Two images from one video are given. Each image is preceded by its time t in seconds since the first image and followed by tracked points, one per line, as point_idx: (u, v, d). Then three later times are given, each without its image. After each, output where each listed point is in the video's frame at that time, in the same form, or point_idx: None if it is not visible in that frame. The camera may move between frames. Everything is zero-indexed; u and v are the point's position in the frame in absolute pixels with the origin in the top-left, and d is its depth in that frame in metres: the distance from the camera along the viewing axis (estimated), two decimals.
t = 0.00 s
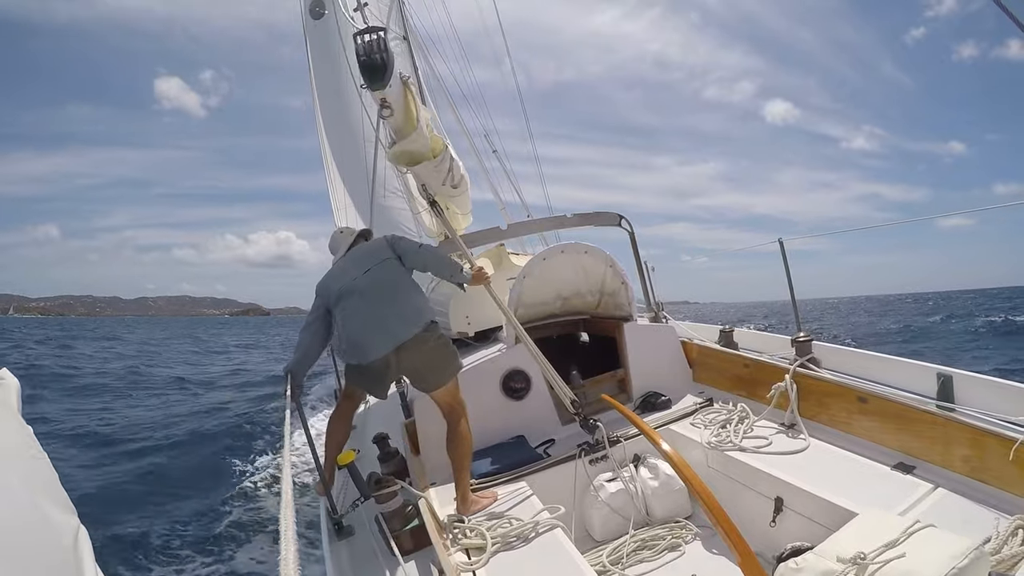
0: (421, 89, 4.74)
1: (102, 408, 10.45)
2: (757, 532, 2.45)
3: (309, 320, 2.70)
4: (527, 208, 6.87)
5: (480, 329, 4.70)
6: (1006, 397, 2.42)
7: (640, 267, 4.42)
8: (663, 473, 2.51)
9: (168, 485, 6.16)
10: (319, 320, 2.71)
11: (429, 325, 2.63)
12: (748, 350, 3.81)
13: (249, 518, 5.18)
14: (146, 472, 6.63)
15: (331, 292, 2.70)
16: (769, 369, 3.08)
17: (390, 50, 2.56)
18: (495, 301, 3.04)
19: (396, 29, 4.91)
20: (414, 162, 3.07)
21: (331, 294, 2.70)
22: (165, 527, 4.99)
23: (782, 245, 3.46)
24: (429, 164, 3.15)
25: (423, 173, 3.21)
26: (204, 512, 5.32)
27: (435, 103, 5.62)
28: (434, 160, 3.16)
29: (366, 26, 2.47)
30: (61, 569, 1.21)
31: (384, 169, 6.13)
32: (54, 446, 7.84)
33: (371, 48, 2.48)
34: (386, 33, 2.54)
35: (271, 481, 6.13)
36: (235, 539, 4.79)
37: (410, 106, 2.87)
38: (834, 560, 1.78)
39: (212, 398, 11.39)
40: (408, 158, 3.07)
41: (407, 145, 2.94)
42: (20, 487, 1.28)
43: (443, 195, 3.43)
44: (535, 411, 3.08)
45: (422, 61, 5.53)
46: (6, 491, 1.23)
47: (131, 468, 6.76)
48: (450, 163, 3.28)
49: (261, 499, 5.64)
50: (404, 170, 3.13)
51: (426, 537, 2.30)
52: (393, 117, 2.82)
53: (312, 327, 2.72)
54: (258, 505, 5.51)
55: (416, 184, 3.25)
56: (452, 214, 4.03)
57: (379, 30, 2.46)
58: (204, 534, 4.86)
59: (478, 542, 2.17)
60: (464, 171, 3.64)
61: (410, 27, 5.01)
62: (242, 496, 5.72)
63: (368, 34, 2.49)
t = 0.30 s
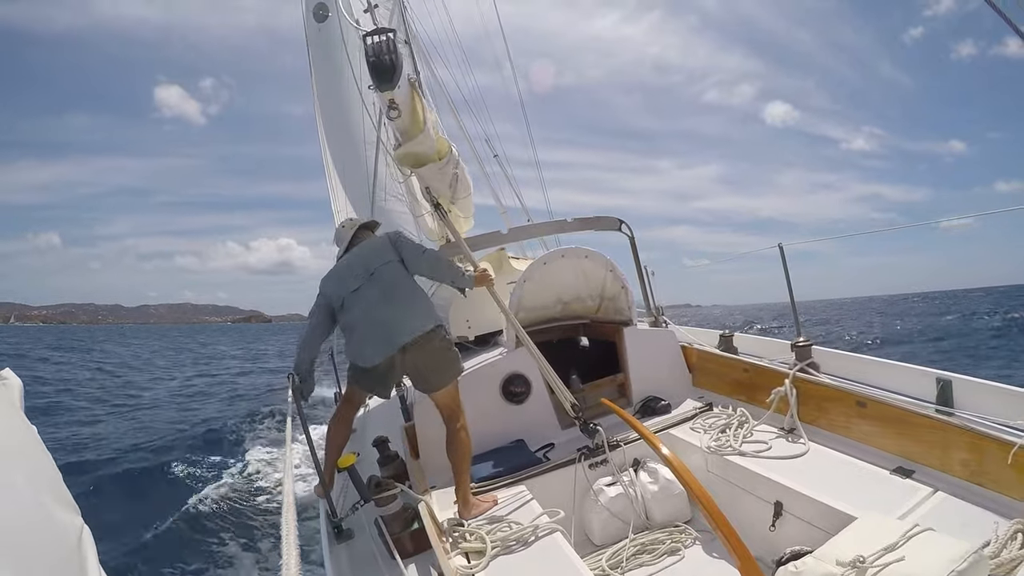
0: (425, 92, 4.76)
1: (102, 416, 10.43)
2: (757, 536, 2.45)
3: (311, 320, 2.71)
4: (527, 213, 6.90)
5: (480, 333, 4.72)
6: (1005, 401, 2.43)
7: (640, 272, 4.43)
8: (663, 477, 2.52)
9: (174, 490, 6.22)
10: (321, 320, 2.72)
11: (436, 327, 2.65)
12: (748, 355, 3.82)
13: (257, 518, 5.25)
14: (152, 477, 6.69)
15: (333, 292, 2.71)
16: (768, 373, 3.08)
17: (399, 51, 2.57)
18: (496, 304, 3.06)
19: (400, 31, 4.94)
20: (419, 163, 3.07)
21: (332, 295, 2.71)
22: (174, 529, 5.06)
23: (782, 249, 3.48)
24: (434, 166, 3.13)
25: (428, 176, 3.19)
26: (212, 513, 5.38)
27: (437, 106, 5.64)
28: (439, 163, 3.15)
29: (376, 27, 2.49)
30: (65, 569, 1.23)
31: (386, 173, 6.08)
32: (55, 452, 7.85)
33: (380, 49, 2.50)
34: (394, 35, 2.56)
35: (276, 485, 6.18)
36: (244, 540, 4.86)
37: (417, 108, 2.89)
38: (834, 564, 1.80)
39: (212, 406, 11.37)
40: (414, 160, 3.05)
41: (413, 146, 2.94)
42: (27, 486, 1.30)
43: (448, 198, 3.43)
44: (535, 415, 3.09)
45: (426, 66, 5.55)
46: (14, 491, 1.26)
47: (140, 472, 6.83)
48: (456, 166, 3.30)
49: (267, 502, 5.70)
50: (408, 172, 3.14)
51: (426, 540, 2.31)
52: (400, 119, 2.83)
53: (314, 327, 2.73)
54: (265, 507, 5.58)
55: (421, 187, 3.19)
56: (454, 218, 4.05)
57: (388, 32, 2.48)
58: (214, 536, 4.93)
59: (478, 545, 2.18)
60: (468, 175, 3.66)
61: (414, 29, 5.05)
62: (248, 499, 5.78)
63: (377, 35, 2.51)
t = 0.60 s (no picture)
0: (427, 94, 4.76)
1: (101, 416, 10.42)
2: (756, 539, 2.45)
3: (311, 306, 2.65)
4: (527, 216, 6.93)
5: (479, 336, 4.71)
6: (1004, 405, 2.44)
7: (640, 276, 4.43)
8: (663, 480, 2.52)
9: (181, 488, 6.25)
10: (322, 305, 2.65)
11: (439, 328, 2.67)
12: (747, 359, 3.83)
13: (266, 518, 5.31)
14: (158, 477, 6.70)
15: (334, 278, 2.65)
16: (768, 376, 3.08)
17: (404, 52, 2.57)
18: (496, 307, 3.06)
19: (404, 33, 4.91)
20: (421, 165, 3.03)
21: (334, 281, 2.66)
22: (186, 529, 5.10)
23: (783, 252, 3.49)
24: (437, 167, 3.09)
25: (429, 177, 3.16)
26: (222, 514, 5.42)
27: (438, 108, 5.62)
28: (440, 164, 3.10)
29: (381, 29, 2.49)
30: (68, 569, 1.23)
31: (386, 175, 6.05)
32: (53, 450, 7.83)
33: (385, 49, 2.49)
34: (400, 36, 2.56)
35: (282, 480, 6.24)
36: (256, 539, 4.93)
37: (420, 109, 2.86)
38: (834, 566, 1.81)
39: (210, 405, 11.35)
40: (415, 161, 3.03)
41: (416, 147, 2.91)
42: (29, 485, 1.30)
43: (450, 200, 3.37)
44: (534, 418, 3.09)
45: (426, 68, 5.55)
46: (17, 490, 1.26)
47: (139, 472, 6.82)
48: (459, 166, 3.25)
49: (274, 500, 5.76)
50: (409, 173, 3.10)
51: (425, 543, 2.31)
52: (403, 120, 2.82)
53: (314, 313, 2.66)
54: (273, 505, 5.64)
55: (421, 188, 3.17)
56: (454, 220, 4.05)
57: (394, 33, 2.47)
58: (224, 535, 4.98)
59: (478, 548, 2.18)
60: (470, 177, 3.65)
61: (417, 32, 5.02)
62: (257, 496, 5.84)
63: (382, 36, 2.50)
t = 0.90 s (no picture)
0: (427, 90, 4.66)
1: (101, 403, 10.42)
2: (757, 539, 2.46)
3: (323, 287, 2.56)
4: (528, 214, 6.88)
5: (479, 334, 4.69)
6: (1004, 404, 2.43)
7: (641, 273, 4.41)
8: (663, 479, 2.51)
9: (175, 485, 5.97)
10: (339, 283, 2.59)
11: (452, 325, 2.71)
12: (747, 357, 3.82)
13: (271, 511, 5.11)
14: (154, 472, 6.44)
15: (349, 260, 2.58)
16: (769, 376, 3.08)
17: (407, 50, 2.54)
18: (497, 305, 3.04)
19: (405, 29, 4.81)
20: (424, 163, 3.00)
21: (347, 263, 2.58)
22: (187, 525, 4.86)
23: (784, 252, 3.48)
24: (440, 165, 3.03)
25: (431, 176, 3.10)
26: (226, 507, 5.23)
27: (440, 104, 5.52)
28: (443, 162, 3.05)
29: (383, 26, 2.46)
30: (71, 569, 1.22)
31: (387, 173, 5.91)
32: (52, 442, 7.81)
33: (388, 47, 2.46)
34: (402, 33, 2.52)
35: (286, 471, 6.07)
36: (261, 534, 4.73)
37: (423, 107, 2.82)
38: (834, 565, 1.82)
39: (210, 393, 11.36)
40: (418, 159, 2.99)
41: (418, 145, 2.87)
42: (32, 483, 1.29)
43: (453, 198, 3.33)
44: (535, 417, 3.09)
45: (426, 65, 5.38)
46: (21, 489, 1.25)
47: (139, 460, 6.82)
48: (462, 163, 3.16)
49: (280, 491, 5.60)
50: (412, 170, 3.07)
51: (426, 542, 2.31)
52: (406, 117, 2.78)
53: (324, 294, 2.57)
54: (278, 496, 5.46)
55: (424, 187, 3.10)
56: (456, 219, 4.02)
57: (396, 30, 2.44)
58: (225, 532, 4.74)
59: (478, 547, 2.18)
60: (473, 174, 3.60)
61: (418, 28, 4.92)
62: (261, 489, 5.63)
63: (385, 33, 2.47)
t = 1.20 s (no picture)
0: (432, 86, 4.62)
1: (98, 391, 10.38)
2: (757, 538, 2.46)
3: (327, 285, 2.58)
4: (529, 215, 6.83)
5: (480, 334, 4.68)
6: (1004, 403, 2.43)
7: (642, 272, 4.39)
8: (664, 479, 2.51)
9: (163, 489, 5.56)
10: (342, 281, 2.61)
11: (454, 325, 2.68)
12: (747, 356, 3.82)
13: (260, 530, 4.69)
14: (141, 472, 6.04)
15: (352, 258, 2.59)
16: (769, 375, 3.07)
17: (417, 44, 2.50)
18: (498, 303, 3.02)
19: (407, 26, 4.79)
20: (431, 158, 2.95)
21: (351, 261, 2.60)
22: (168, 548, 4.42)
23: (786, 250, 3.46)
24: (447, 162, 2.98)
25: (437, 172, 3.05)
26: (210, 524, 4.79)
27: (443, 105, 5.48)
28: (450, 158, 3.00)
29: (394, 20, 2.43)
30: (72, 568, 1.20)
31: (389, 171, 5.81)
32: (49, 435, 7.75)
33: (399, 40, 2.42)
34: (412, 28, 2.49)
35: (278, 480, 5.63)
36: (249, 562, 4.29)
37: (431, 103, 2.78)
38: (835, 565, 1.83)
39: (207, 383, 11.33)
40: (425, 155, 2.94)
41: (425, 141, 2.83)
42: (33, 480, 1.27)
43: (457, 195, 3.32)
44: (535, 416, 3.08)
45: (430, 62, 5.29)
46: (20, 486, 1.22)
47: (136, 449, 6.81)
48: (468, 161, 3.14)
49: (270, 504, 5.16)
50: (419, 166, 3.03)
51: (426, 540, 2.30)
52: (414, 112, 2.72)
53: (328, 292, 2.60)
54: (268, 512, 5.03)
55: (430, 183, 3.10)
56: (459, 217, 3.99)
57: (407, 23, 2.41)
58: (224, 534, 4.62)
59: (479, 546, 2.18)
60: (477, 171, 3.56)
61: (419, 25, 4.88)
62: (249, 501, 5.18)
63: (395, 27, 2.44)
